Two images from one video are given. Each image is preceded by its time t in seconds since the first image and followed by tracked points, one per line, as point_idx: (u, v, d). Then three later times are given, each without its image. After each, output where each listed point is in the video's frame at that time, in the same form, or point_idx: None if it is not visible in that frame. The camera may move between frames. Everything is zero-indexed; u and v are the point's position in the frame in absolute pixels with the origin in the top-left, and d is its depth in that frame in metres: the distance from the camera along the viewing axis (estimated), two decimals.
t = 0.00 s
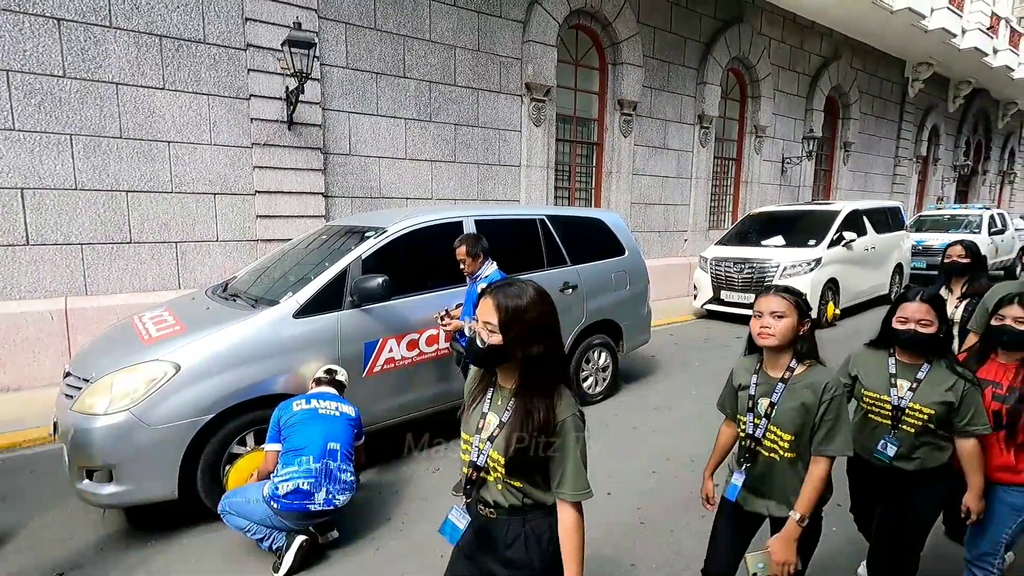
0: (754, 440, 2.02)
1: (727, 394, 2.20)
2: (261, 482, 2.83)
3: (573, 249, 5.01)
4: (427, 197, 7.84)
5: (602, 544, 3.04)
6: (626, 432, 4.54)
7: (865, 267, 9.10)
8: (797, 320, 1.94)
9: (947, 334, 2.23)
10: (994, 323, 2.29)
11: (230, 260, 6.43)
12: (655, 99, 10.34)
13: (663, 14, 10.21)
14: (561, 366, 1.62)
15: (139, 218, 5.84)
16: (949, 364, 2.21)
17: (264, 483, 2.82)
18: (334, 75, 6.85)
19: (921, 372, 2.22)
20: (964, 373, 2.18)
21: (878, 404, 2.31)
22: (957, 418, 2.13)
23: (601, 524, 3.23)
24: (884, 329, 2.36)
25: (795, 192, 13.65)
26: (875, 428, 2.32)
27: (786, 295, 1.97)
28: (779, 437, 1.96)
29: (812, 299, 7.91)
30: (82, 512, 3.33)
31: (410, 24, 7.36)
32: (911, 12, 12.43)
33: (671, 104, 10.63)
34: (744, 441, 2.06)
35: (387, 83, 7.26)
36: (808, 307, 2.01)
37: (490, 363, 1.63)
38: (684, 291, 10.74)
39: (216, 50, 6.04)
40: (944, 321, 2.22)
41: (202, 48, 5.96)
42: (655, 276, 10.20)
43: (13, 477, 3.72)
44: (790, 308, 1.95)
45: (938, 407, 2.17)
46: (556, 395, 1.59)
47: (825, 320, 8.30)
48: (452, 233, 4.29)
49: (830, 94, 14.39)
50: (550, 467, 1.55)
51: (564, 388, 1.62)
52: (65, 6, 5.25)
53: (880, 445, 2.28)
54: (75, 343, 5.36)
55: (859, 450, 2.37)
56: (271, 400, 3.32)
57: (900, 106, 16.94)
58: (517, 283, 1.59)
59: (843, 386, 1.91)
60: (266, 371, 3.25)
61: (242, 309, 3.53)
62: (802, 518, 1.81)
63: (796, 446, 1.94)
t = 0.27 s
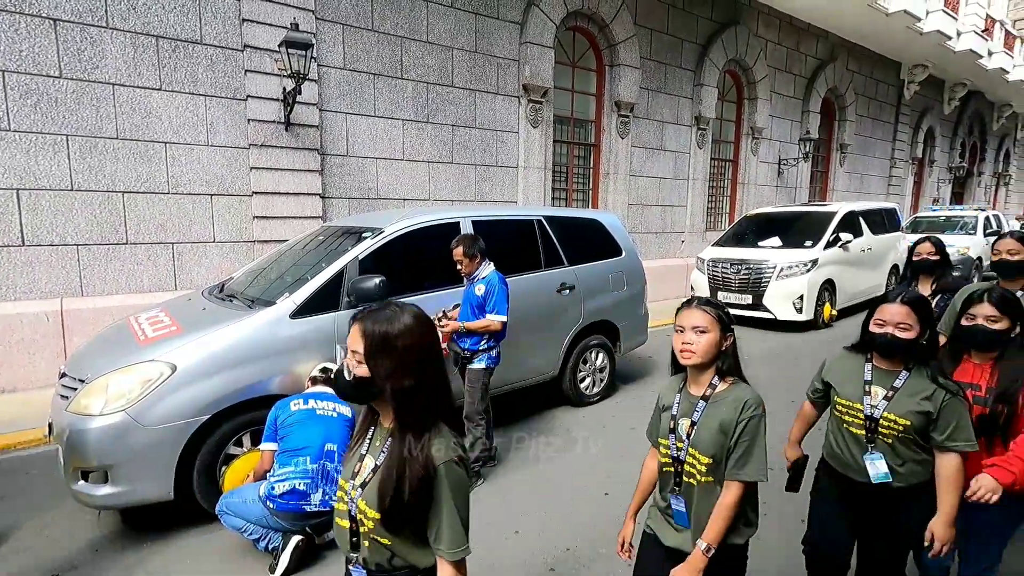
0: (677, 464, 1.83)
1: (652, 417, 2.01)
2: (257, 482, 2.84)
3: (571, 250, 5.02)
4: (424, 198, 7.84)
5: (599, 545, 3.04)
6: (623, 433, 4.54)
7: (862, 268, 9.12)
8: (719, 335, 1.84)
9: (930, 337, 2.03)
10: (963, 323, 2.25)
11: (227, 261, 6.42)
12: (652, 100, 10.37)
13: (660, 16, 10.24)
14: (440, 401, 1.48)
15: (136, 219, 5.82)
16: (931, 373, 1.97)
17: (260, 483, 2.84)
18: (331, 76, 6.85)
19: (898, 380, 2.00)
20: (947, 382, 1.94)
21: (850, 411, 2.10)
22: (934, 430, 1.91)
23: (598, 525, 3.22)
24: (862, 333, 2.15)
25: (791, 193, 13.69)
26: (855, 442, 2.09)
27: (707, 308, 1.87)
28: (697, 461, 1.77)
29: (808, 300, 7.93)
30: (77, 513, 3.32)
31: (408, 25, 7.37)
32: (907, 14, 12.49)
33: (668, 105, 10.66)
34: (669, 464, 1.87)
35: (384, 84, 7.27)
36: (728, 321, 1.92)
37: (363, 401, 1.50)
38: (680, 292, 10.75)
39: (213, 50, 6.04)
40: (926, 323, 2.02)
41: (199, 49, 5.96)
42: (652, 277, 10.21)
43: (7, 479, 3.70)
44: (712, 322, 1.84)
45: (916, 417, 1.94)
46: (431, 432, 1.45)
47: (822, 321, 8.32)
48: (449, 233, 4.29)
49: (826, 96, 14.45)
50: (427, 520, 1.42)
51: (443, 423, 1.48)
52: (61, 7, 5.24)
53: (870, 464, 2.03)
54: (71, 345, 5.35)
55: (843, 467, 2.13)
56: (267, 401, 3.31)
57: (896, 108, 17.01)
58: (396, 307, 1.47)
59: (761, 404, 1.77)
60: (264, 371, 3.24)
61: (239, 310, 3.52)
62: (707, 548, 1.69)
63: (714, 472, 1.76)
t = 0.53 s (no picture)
0: (599, 462, 1.74)
1: (573, 415, 1.90)
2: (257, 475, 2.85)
3: (568, 248, 5.04)
4: (422, 198, 7.86)
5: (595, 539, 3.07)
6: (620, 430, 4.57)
7: (857, 268, 9.17)
8: (641, 321, 1.72)
9: (875, 351, 1.86)
10: (922, 330, 2.07)
11: (225, 260, 6.43)
12: (649, 101, 10.41)
13: (657, 17, 10.29)
14: (298, 407, 1.23)
15: (134, 218, 5.83)
16: (874, 393, 1.79)
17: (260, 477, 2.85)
18: (329, 76, 6.87)
19: (840, 400, 1.83)
20: (891, 403, 1.76)
21: (789, 433, 1.94)
22: (876, 455, 1.74)
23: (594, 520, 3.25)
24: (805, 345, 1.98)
25: (788, 194, 13.75)
26: (793, 467, 1.94)
27: (627, 291, 1.74)
28: (621, 457, 1.70)
29: (805, 300, 7.97)
30: (75, 510, 3.32)
31: (406, 26, 7.40)
32: (902, 16, 12.57)
33: (665, 106, 10.70)
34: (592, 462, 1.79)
35: (382, 84, 7.29)
36: (651, 306, 1.79)
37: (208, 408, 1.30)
38: (677, 292, 10.79)
39: (212, 50, 6.05)
40: (872, 336, 1.85)
41: (197, 48, 5.97)
42: (649, 277, 10.24)
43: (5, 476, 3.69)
44: (632, 306, 1.72)
45: (857, 441, 1.77)
46: (275, 439, 1.20)
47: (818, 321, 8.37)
48: (447, 231, 4.31)
49: (822, 97, 14.52)
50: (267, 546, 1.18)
51: (299, 430, 1.23)
52: (60, 6, 5.25)
53: (804, 490, 1.88)
54: (69, 343, 5.35)
55: (782, 494, 1.99)
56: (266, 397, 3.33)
57: (892, 109, 17.10)
58: (246, 296, 1.23)
59: (688, 396, 1.69)
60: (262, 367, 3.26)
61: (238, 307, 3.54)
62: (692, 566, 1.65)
63: (639, 469, 1.69)
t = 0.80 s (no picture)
0: (492, 498, 1.66)
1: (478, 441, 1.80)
2: (257, 464, 2.89)
3: (563, 245, 5.10)
4: (418, 197, 7.91)
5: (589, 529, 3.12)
6: (614, 425, 4.63)
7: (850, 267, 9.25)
8: (541, 339, 1.64)
9: (811, 341, 1.71)
10: (872, 324, 1.95)
11: (222, 259, 6.47)
12: (644, 102, 10.50)
13: (652, 19, 10.38)
14: (103, 448, 0.97)
15: (132, 216, 5.86)
16: (813, 384, 1.67)
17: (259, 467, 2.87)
18: (326, 76, 6.92)
19: (777, 393, 1.70)
20: (831, 395, 1.65)
21: (723, 429, 1.79)
22: (824, 451, 1.63)
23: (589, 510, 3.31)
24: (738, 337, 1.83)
25: (782, 195, 13.85)
26: (721, 458, 1.83)
27: (528, 308, 1.67)
28: (509, 497, 1.61)
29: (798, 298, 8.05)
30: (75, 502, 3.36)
31: (402, 26, 7.46)
32: (894, 18, 12.70)
33: (660, 107, 10.79)
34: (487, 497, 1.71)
35: (379, 84, 7.35)
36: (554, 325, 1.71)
37: None
38: (672, 292, 10.87)
39: (209, 50, 6.10)
40: (808, 328, 1.71)
41: (195, 48, 6.02)
42: (645, 276, 10.32)
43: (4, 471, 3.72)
44: (532, 323, 1.65)
45: (794, 437, 1.64)
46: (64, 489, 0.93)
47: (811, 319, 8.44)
48: (443, 228, 4.36)
49: (816, 98, 14.64)
50: None
51: (97, 479, 0.96)
52: (59, 6, 5.29)
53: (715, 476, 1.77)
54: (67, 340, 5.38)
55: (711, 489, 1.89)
56: (265, 389, 3.38)
57: (885, 111, 17.23)
58: (31, 311, 0.97)
59: (585, 428, 1.60)
60: (260, 361, 3.30)
61: (236, 301, 3.58)
62: None
63: (528, 511, 1.59)
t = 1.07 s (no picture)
0: (366, 522, 1.54)
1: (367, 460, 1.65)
2: (252, 463, 2.92)
3: (557, 246, 5.13)
4: (413, 199, 7.93)
5: (583, 527, 3.15)
6: (609, 425, 4.66)
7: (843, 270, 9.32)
8: (427, 338, 1.50)
9: (748, 374, 1.60)
10: (809, 343, 1.87)
11: (217, 261, 6.46)
12: (638, 105, 10.56)
13: (646, 23, 10.46)
14: None
15: (126, 218, 5.85)
16: (753, 424, 1.55)
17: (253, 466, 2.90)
18: (321, 78, 6.93)
19: (714, 430, 1.58)
20: (773, 436, 1.53)
21: (653, 474, 1.65)
22: (761, 503, 1.49)
23: (583, 510, 3.33)
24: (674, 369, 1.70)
25: (775, 198, 13.95)
26: (654, 509, 1.69)
27: (412, 303, 1.53)
28: (382, 522, 1.47)
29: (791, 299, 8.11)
30: (69, 503, 3.35)
31: (397, 29, 7.49)
32: (885, 23, 12.84)
33: (654, 110, 10.85)
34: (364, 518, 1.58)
35: (374, 86, 7.36)
36: (444, 321, 1.56)
37: None
38: (666, 294, 10.92)
39: (204, 51, 6.11)
40: (742, 353, 1.58)
41: (190, 50, 6.03)
42: (639, 278, 10.36)
43: None
44: (415, 321, 1.50)
45: (730, 488, 1.50)
46: None
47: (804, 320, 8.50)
48: (438, 230, 4.38)
49: (808, 102, 14.77)
50: None
51: None
52: (53, 7, 5.29)
53: (653, 541, 1.65)
54: (60, 342, 5.35)
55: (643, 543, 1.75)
56: (260, 389, 3.39)
57: (877, 115, 17.40)
58: None
59: (466, 445, 1.41)
60: (256, 361, 3.31)
61: (231, 302, 3.58)
62: None
63: (402, 537, 1.46)
